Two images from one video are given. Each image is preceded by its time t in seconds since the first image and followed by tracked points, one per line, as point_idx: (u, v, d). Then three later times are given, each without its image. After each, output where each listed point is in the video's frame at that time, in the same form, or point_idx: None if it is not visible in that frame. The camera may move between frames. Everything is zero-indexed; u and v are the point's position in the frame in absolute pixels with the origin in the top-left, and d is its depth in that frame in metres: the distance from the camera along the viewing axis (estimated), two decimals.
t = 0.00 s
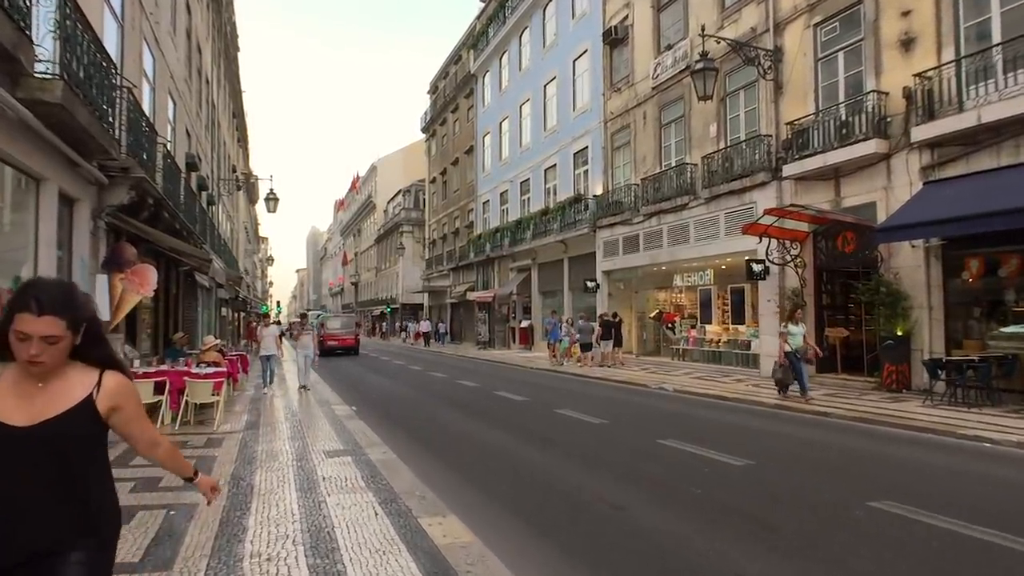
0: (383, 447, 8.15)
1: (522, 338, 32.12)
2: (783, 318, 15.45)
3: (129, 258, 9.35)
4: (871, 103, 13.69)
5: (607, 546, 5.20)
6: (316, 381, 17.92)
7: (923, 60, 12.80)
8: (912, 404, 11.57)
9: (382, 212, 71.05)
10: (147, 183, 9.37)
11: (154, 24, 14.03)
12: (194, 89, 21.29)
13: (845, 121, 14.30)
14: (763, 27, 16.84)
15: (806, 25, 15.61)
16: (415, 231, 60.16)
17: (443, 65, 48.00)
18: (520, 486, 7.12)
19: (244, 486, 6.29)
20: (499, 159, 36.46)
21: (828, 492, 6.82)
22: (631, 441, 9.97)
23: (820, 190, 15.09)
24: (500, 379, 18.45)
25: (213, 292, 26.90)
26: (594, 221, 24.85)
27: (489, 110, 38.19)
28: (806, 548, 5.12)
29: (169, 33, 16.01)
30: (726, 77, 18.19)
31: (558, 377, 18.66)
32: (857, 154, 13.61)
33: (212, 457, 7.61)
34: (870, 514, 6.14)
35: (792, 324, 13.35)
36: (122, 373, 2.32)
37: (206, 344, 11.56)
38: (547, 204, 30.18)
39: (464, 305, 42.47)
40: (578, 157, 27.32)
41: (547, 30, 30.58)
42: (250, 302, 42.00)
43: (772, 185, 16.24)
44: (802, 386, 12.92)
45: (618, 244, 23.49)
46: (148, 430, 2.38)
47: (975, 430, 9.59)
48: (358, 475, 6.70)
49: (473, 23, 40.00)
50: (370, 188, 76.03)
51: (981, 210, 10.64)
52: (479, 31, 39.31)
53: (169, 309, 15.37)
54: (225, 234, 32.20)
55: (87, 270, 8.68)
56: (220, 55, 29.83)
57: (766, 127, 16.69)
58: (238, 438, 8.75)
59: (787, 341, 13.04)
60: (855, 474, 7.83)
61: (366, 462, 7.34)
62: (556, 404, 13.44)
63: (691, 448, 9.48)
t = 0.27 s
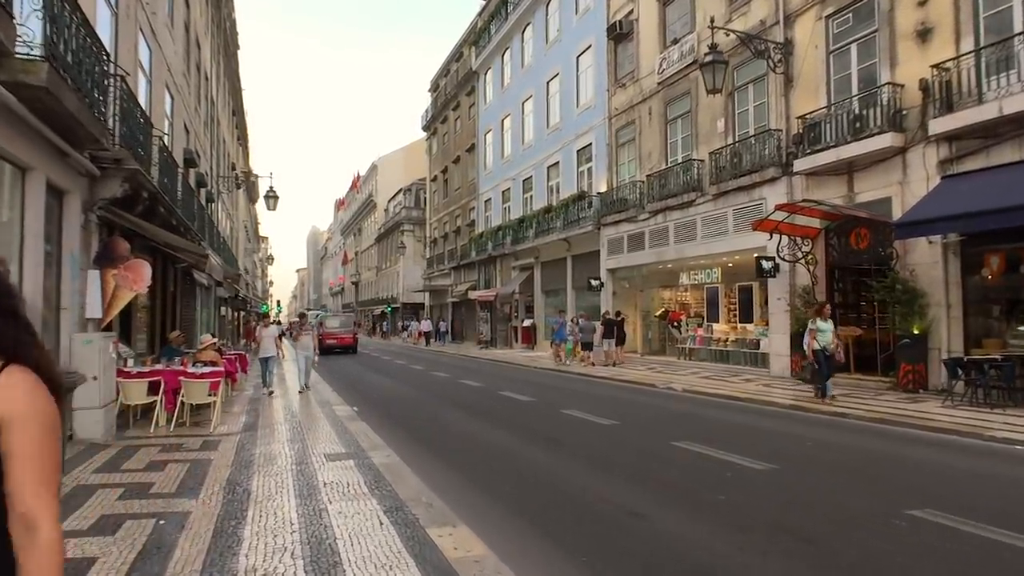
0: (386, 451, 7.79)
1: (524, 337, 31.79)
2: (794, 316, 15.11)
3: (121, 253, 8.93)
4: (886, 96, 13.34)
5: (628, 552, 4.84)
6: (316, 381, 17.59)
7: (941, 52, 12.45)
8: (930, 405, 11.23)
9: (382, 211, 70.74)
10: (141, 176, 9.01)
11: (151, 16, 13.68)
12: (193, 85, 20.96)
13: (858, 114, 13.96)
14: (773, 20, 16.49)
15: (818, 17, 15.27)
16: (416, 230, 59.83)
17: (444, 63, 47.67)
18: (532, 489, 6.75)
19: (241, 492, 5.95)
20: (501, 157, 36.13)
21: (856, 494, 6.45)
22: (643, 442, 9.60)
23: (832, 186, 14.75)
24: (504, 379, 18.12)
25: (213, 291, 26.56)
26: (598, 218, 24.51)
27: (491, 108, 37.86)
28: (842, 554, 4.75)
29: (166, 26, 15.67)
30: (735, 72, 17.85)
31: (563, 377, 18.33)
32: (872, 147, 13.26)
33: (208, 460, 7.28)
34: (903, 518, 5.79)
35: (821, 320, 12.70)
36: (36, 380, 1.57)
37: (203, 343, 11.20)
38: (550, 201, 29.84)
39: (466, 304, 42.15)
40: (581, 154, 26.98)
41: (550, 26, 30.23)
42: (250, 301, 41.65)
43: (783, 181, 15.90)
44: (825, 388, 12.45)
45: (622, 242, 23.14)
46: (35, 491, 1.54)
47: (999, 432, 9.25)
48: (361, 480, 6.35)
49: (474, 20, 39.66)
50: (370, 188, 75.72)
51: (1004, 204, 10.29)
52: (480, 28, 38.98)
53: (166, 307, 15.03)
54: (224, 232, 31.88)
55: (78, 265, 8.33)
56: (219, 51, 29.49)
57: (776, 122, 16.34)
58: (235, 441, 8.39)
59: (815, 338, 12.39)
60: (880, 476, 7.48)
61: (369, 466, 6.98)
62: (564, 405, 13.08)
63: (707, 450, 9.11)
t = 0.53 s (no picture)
0: (389, 458, 7.39)
1: (527, 338, 31.40)
2: (807, 316, 14.72)
3: (110, 250, 8.52)
4: (902, 89, 12.94)
5: (652, 567, 4.42)
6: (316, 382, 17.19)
7: (961, 43, 12.05)
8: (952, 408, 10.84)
9: (383, 210, 70.18)
10: (131, 169, 8.61)
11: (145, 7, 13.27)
12: (190, 80, 20.55)
13: (873, 108, 13.55)
14: (784, 12, 16.09)
15: (831, 9, 14.86)
16: (416, 229, 59.43)
17: (445, 61, 47.27)
18: (540, 495, 6.33)
19: (233, 504, 5.55)
20: (503, 155, 35.75)
21: (888, 498, 6.03)
22: (649, 446, 9.24)
23: (846, 182, 14.35)
24: (507, 380, 17.71)
25: (211, 292, 26.18)
26: (603, 216, 24.11)
27: (493, 106, 37.47)
28: (886, 569, 4.36)
29: (161, 19, 15.27)
30: (744, 66, 17.45)
31: (568, 379, 17.93)
32: (889, 142, 12.85)
33: (201, 468, 6.88)
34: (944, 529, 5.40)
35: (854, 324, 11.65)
36: None
37: (198, 344, 10.80)
38: (553, 200, 29.44)
39: (467, 304, 41.77)
40: (585, 152, 26.59)
41: (553, 22, 29.83)
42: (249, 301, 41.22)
43: (794, 177, 15.49)
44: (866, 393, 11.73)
45: (628, 241, 22.74)
46: None
47: None
48: (362, 491, 5.96)
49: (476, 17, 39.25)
50: (371, 187, 75.34)
51: None
52: (482, 25, 38.59)
53: (161, 308, 14.62)
54: (223, 232, 31.47)
55: (64, 262, 7.93)
56: (218, 47, 29.06)
57: (787, 117, 15.94)
58: (230, 447, 7.98)
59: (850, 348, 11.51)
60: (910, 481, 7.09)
61: (371, 475, 6.57)
62: (571, 407, 12.68)
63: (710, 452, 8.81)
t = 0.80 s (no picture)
0: (395, 465, 7.02)
1: (530, 338, 31.05)
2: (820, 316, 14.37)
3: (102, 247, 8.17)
4: (921, 82, 12.57)
5: None
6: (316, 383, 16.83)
7: (983, 34, 11.68)
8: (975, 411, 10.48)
9: (383, 209, 69.82)
10: (124, 162, 8.22)
11: None
12: (188, 75, 20.17)
13: (890, 102, 13.17)
14: (796, 4, 15.71)
15: (845, 1, 14.49)
16: (417, 228, 59.06)
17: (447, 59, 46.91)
18: (557, 504, 5.97)
19: (230, 517, 5.18)
20: (506, 153, 35.38)
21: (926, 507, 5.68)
22: (664, 448, 8.81)
23: (861, 178, 13.99)
24: (512, 381, 17.34)
25: (210, 291, 25.78)
26: (608, 214, 23.74)
27: (496, 104, 37.10)
28: None
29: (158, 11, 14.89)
30: (754, 60, 17.08)
31: (574, 380, 17.57)
32: (907, 137, 12.48)
33: (196, 476, 6.51)
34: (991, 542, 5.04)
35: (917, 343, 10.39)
36: None
37: (195, 345, 10.36)
38: (556, 198, 29.08)
39: (469, 303, 41.41)
40: (590, 149, 26.22)
41: (556, 18, 29.45)
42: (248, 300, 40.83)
43: (807, 173, 15.11)
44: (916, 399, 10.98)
45: (633, 239, 22.36)
46: None
47: None
48: (367, 503, 5.58)
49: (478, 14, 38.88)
50: (371, 186, 74.98)
51: None
52: (484, 22, 38.20)
53: (158, 307, 14.25)
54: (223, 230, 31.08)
55: (53, 259, 7.58)
56: (217, 43, 28.69)
57: (799, 112, 15.56)
58: (228, 453, 7.61)
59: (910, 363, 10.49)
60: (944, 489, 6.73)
61: (377, 485, 6.20)
62: (580, 410, 12.31)
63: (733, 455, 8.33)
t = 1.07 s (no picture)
0: (401, 474, 6.64)
1: (533, 339, 30.68)
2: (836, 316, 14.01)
3: (94, 244, 7.83)
4: (940, 76, 12.22)
5: None
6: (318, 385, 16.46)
7: (1006, 25, 11.32)
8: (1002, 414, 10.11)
9: (383, 209, 69.50)
10: (116, 156, 7.83)
11: None
12: (186, 72, 19.80)
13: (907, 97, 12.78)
14: None
15: None
16: (418, 229, 58.73)
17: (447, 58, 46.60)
18: (577, 512, 5.58)
19: (226, 534, 4.81)
20: (508, 152, 35.02)
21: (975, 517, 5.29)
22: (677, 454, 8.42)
23: (877, 175, 13.60)
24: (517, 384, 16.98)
25: (209, 291, 25.42)
26: (613, 214, 23.37)
27: (497, 102, 36.75)
28: None
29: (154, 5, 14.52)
30: (764, 55, 16.71)
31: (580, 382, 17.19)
32: (926, 132, 12.12)
33: (189, 488, 6.11)
34: None
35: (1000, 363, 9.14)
36: None
37: (192, 346, 9.97)
38: (560, 197, 28.71)
39: (470, 304, 41.05)
40: (594, 147, 25.86)
41: (559, 15, 29.10)
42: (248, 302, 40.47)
43: (820, 170, 14.73)
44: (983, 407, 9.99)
45: (639, 239, 21.99)
46: None
47: None
48: (374, 517, 5.20)
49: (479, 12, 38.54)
50: (371, 187, 74.70)
51: None
52: (485, 20, 37.87)
53: (154, 308, 13.87)
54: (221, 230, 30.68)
55: (40, 257, 7.19)
56: (216, 41, 28.31)
57: (812, 108, 15.18)
58: (225, 461, 7.23)
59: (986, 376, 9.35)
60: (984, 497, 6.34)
61: (382, 497, 5.83)
62: (589, 413, 11.91)
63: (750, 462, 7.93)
